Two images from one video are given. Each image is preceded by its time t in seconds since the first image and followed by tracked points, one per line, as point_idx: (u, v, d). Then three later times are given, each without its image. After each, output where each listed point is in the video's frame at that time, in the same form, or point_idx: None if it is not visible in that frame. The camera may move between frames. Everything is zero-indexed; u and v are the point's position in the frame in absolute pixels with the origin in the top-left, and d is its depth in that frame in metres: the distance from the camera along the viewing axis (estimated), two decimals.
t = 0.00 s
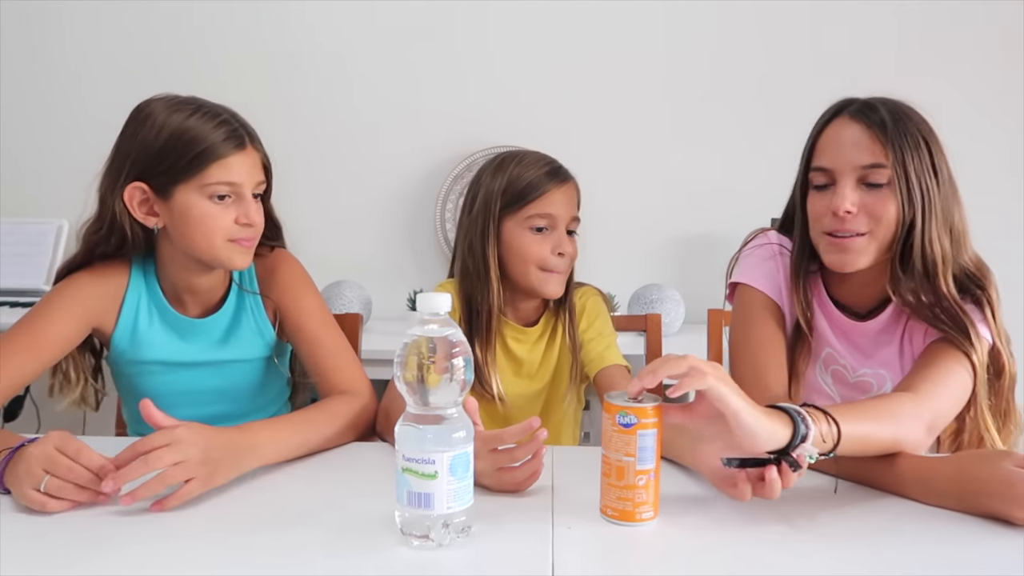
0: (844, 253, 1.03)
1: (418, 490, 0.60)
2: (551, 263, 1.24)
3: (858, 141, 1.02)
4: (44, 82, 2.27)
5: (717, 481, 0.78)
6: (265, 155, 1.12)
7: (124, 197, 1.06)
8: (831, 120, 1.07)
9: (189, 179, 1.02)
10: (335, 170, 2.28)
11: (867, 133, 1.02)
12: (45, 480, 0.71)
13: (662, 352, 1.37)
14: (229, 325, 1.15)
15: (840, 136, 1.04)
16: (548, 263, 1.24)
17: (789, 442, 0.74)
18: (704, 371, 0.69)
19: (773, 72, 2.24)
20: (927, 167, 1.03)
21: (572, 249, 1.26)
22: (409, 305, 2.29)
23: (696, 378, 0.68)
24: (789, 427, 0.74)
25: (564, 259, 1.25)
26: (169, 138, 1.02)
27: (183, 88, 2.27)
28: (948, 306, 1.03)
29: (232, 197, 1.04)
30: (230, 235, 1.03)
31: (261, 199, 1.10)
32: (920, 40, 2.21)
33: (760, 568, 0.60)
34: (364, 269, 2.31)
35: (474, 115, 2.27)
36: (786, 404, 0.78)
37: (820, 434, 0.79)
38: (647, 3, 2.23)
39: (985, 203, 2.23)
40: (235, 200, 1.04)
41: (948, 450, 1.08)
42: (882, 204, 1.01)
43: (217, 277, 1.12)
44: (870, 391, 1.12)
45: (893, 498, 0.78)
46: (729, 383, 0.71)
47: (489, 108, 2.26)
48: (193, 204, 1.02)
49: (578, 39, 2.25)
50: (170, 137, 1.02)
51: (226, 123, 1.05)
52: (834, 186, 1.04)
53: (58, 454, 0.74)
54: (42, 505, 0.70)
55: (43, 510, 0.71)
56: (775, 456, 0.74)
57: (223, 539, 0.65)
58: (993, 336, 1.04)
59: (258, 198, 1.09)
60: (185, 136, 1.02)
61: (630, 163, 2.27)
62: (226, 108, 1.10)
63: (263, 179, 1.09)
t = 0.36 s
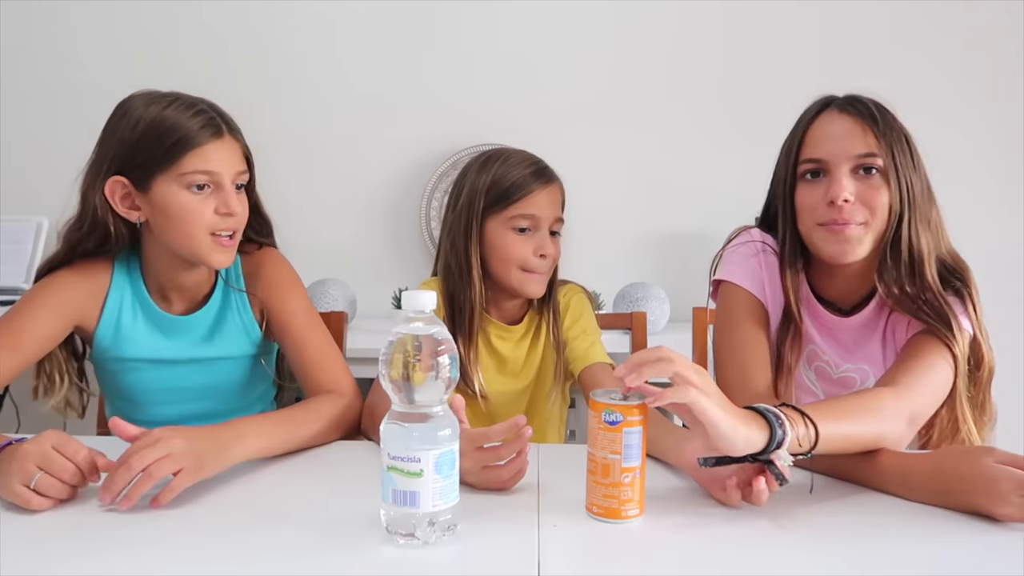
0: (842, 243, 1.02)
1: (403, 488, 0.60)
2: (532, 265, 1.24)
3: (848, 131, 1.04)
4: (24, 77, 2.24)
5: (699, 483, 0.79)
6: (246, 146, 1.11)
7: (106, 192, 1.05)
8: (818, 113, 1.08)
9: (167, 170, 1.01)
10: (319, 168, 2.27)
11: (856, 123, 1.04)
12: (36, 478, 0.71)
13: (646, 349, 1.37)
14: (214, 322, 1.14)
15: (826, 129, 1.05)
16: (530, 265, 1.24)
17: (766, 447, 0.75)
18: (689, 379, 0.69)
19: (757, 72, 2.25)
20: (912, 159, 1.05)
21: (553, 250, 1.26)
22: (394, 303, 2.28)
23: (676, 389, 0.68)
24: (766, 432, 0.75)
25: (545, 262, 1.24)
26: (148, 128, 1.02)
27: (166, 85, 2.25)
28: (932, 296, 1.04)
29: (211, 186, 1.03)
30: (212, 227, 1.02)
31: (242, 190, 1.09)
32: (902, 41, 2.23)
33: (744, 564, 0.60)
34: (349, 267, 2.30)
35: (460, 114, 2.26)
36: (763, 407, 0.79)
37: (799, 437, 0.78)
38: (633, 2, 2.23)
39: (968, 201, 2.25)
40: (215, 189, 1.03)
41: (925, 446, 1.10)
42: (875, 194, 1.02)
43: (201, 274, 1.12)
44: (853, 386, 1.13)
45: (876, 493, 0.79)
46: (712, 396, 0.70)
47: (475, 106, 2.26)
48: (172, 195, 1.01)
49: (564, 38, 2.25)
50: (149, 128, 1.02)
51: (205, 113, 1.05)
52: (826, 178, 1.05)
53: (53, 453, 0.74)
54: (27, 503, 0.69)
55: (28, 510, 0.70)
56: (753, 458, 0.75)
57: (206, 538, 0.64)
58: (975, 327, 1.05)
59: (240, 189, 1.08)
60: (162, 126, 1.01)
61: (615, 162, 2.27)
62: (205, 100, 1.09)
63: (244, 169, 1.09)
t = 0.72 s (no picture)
0: (829, 245, 1.03)
1: (397, 487, 0.60)
2: (526, 266, 1.24)
3: (845, 133, 1.03)
4: (15, 74, 2.22)
5: (694, 486, 0.79)
6: (245, 146, 1.11)
7: (105, 189, 1.06)
8: (813, 113, 1.07)
9: (164, 170, 1.01)
10: (313, 166, 2.27)
11: (852, 124, 1.04)
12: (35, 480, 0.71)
13: (640, 348, 1.37)
14: (212, 318, 1.14)
15: (821, 128, 1.05)
16: (524, 266, 1.24)
17: (757, 443, 0.75)
18: (682, 379, 0.69)
19: (751, 72, 2.25)
20: (905, 160, 1.05)
21: (548, 251, 1.26)
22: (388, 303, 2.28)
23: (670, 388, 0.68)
24: (756, 430, 0.75)
25: (538, 262, 1.24)
26: (147, 127, 1.02)
27: (160, 82, 2.24)
28: (921, 294, 1.05)
29: (207, 186, 1.02)
30: (206, 228, 1.02)
31: (241, 190, 1.08)
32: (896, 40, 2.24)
33: (737, 562, 0.60)
34: (343, 266, 2.30)
35: (454, 113, 2.26)
36: (754, 402, 0.79)
37: (789, 433, 0.79)
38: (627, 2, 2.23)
39: (962, 201, 2.26)
40: (211, 190, 1.03)
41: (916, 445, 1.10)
42: (867, 197, 1.03)
43: (200, 271, 1.12)
44: (845, 383, 1.13)
45: (867, 491, 0.79)
46: (705, 396, 0.71)
47: (470, 106, 2.26)
48: (167, 194, 1.01)
49: (559, 38, 2.25)
50: (147, 128, 1.02)
51: (203, 112, 1.04)
52: (819, 177, 1.05)
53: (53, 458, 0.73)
54: (21, 504, 0.69)
55: (22, 510, 0.69)
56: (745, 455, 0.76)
57: (200, 538, 0.64)
58: (964, 326, 1.05)
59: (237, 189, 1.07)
60: (160, 125, 1.01)
61: (610, 162, 2.27)
62: (203, 98, 1.08)
63: (242, 168, 1.08)
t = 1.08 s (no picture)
0: (824, 250, 1.04)
1: (396, 488, 0.60)
2: (525, 266, 1.24)
3: (834, 138, 1.03)
4: (13, 77, 2.22)
5: (692, 486, 0.79)
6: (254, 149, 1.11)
7: (115, 190, 1.06)
8: (803, 120, 1.07)
9: (171, 170, 1.01)
10: (312, 167, 2.27)
11: (840, 130, 1.04)
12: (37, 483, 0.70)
13: (638, 349, 1.37)
14: (217, 319, 1.13)
15: (811, 134, 1.05)
16: (523, 267, 1.24)
17: (755, 438, 0.75)
18: (677, 377, 0.69)
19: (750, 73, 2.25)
20: (900, 160, 1.05)
21: (547, 253, 1.26)
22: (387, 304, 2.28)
23: (665, 387, 0.68)
24: (754, 424, 0.75)
25: (536, 263, 1.24)
26: (155, 129, 1.02)
27: (158, 84, 2.24)
28: (922, 296, 1.04)
29: (213, 187, 1.02)
30: (210, 228, 1.02)
31: (248, 192, 1.08)
32: (894, 39, 2.24)
33: (738, 561, 0.60)
34: (342, 268, 2.30)
35: (453, 114, 2.26)
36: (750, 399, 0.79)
37: (786, 429, 0.79)
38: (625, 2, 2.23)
39: (958, 200, 2.26)
40: (217, 191, 1.03)
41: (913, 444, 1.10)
42: (859, 200, 1.03)
43: (209, 270, 1.12)
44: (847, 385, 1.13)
45: (867, 492, 0.79)
46: (703, 392, 0.71)
47: (469, 107, 2.26)
48: (175, 195, 1.02)
49: (557, 40, 2.25)
50: (156, 129, 1.02)
51: (211, 115, 1.04)
52: (809, 184, 1.04)
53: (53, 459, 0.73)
54: (24, 507, 0.69)
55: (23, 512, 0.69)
56: (741, 453, 0.76)
57: (200, 539, 0.64)
58: (964, 328, 1.06)
59: (244, 190, 1.07)
60: (169, 126, 1.02)
61: (608, 163, 2.28)
62: (210, 100, 1.09)
63: (249, 170, 1.08)
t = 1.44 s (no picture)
0: (819, 241, 1.03)
1: (394, 488, 0.59)
2: (498, 261, 1.24)
3: (825, 134, 1.03)
4: (12, 78, 2.22)
5: (690, 486, 0.79)
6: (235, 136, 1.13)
7: (100, 178, 1.09)
8: (797, 117, 1.08)
9: (151, 151, 1.04)
10: (310, 168, 2.27)
11: (833, 127, 1.04)
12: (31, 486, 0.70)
13: (637, 349, 1.37)
14: (207, 314, 1.14)
15: (807, 131, 1.05)
16: (497, 265, 1.24)
17: (744, 442, 0.75)
18: (664, 387, 0.68)
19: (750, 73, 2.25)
20: (894, 158, 1.05)
21: (517, 245, 1.24)
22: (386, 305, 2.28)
23: (652, 397, 0.67)
24: (743, 428, 0.75)
25: (509, 258, 1.24)
26: (138, 115, 1.05)
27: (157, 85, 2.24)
28: (919, 294, 1.04)
29: (191, 166, 1.05)
30: (188, 206, 1.04)
31: (230, 175, 1.10)
32: (893, 39, 2.24)
33: (736, 560, 0.60)
34: (341, 269, 2.30)
35: (453, 115, 2.26)
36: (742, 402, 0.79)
37: (775, 431, 0.79)
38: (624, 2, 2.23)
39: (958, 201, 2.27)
40: (195, 170, 1.05)
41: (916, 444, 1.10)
42: (852, 195, 1.02)
43: (197, 259, 1.13)
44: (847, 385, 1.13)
45: (862, 491, 0.79)
46: (692, 402, 0.71)
47: (468, 108, 2.26)
48: (155, 174, 1.04)
49: (558, 40, 2.25)
50: (137, 114, 1.05)
51: (189, 101, 1.07)
52: (802, 181, 1.04)
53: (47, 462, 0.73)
54: (20, 511, 0.69)
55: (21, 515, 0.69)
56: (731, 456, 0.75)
57: (199, 540, 0.64)
58: (963, 325, 1.05)
59: (226, 173, 1.09)
60: (148, 110, 1.04)
61: (608, 164, 2.27)
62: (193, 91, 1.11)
63: (230, 153, 1.10)
